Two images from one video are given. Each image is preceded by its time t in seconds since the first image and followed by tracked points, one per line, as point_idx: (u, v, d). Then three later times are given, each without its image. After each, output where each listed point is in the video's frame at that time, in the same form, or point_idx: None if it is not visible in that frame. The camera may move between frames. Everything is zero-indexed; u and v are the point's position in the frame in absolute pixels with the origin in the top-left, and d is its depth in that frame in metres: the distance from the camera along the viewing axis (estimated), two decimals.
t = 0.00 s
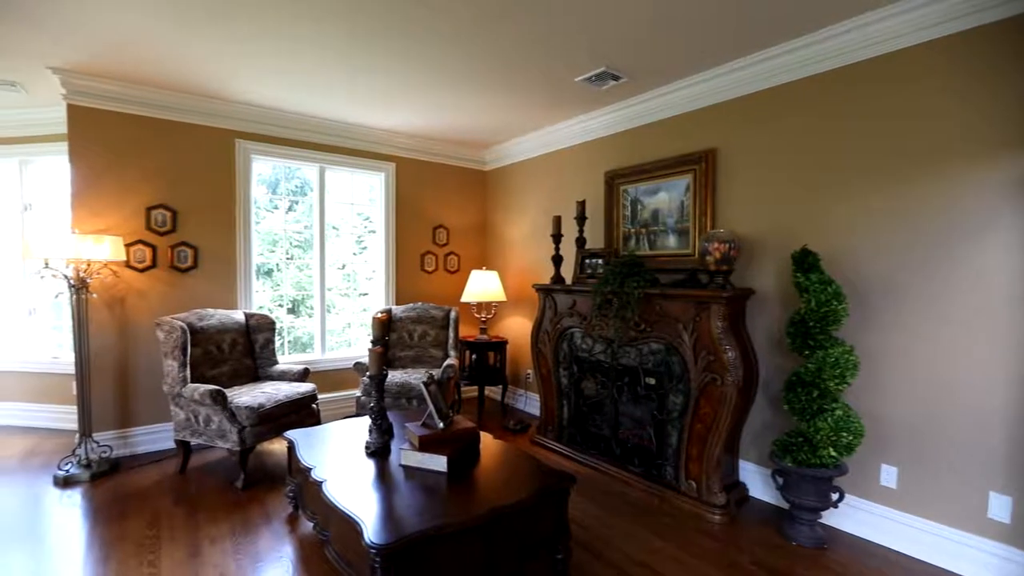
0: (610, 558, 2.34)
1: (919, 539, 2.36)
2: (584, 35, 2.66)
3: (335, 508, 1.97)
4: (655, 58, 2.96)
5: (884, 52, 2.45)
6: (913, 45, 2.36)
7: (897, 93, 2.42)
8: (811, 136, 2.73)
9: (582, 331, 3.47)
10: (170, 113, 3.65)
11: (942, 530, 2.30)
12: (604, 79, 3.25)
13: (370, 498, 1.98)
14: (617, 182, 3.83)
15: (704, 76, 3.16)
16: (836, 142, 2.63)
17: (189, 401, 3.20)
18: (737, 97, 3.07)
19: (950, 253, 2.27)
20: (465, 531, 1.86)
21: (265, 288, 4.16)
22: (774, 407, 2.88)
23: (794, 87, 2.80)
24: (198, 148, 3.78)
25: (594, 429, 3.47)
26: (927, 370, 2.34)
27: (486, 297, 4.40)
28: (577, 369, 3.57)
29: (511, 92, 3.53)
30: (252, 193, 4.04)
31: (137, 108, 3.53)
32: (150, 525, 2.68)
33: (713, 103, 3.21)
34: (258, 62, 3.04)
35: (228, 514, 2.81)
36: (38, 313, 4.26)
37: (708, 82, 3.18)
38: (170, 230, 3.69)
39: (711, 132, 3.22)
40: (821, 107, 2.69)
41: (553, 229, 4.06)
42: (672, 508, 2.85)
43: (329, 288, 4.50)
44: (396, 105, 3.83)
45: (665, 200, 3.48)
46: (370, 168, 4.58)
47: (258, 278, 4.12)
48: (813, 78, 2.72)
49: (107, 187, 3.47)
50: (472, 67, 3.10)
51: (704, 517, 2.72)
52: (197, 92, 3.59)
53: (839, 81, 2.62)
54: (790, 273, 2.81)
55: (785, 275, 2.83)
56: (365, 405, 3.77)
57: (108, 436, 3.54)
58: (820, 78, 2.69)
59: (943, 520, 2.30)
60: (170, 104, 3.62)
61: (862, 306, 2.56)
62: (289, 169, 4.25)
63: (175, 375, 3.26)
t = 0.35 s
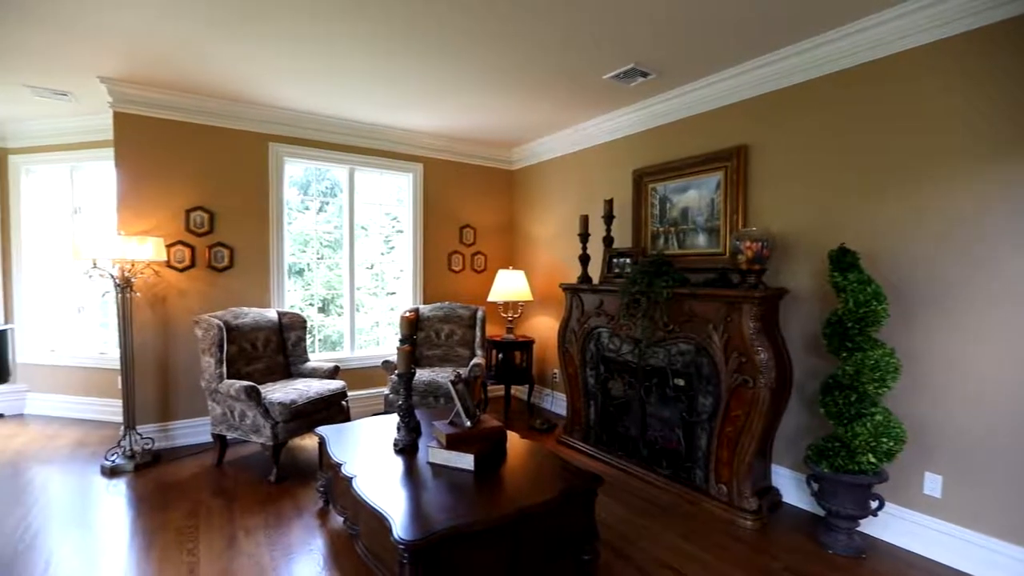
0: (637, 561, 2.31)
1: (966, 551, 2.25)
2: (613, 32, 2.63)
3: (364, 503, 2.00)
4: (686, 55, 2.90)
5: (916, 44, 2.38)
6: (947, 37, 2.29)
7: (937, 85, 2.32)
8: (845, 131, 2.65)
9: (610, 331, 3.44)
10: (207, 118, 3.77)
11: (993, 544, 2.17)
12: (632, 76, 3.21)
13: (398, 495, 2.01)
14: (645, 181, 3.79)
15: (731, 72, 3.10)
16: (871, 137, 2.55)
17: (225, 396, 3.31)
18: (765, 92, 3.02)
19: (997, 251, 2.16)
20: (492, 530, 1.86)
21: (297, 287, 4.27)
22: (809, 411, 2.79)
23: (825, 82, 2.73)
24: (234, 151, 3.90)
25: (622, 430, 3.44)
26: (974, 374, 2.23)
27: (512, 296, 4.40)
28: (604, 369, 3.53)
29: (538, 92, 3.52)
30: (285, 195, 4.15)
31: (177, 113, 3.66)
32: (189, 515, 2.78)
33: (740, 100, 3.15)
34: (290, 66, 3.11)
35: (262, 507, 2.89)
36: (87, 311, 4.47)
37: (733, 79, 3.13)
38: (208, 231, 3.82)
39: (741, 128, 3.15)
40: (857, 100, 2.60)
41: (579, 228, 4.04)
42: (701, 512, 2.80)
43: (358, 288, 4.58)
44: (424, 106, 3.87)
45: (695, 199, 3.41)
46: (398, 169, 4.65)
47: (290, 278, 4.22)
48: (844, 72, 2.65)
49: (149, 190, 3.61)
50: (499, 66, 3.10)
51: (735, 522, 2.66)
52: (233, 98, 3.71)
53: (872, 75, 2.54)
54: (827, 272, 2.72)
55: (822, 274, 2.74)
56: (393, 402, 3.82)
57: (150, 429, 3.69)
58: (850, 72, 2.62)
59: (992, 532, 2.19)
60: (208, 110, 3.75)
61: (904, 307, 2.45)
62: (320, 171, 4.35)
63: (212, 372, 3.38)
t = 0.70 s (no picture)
0: (661, 564, 2.28)
1: (1009, 563, 2.16)
2: (636, 28, 2.60)
3: (388, 501, 2.03)
4: (711, 51, 2.85)
5: (941, 39, 2.33)
6: (986, 27, 2.20)
7: (978, 75, 2.22)
8: (876, 126, 2.57)
9: (633, 331, 3.41)
10: (236, 122, 3.87)
11: None
12: (656, 73, 3.17)
13: (422, 493, 2.02)
14: (668, 179, 3.74)
15: (756, 68, 3.04)
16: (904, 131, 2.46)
17: (253, 393, 3.39)
18: (791, 88, 2.95)
19: None
20: (514, 530, 1.86)
21: (321, 287, 4.35)
22: (840, 414, 2.71)
23: (855, 77, 2.65)
24: (262, 154, 3.99)
25: (645, 431, 3.40)
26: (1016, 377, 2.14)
27: (534, 296, 4.40)
28: (627, 369, 3.50)
29: (560, 91, 3.50)
30: (310, 197, 4.23)
31: (208, 118, 3.76)
32: (220, 509, 2.86)
33: (764, 96, 3.10)
34: (315, 69, 3.15)
35: (289, 502, 2.95)
36: (123, 310, 4.62)
37: (757, 75, 3.08)
38: (237, 232, 3.92)
39: (768, 124, 3.08)
40: (888, 93, 2.52)
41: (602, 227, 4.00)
42: (727, 516, 2.75)
43: (381, 288, 4.64)
44: (446, 107, 3.89)
45: (720, 197, 3.35)
46: (421, 170, 4.69)
47: (315, 278, 4.30)
48: (866, 69, 2.61)
49: (181, 193, 3.72)
50: (521, 66, 3.09)
51: (762, 527, 2.61)
52: (261, 102, 3.79)
53: (905, 67, 2.46)
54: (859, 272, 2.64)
55: (854, 273, 2.65)
56: (416, 401, 3.86)
57: (183, 424, 3.81)
58: (873, 68, 2.58)
59: None
60: (237, 115, 3.84)
61: (941, 308, 2.36)
62: (344, 173, 4.42)
63: (241, 370, 3.46)
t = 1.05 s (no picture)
0: (689, 568, 2.25)
1: None
2: (663, 25, 2.56)
3: (415, 499, 2.05)
4: (742, 45, 2.79)
5: (947, 40, 2.35)
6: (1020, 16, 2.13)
7: (986, 74, 2.23)
8: (889, 125, 2.57)
9: (660, 332, 3.36)
10: (268, 126, 3.97)
11: None
12: (684, 69, 3.11)
13: (448, 491, 2.04)
14: (696, 177, 3.67)
15: (780, 64, 2.99)
16: (943, 124, 2.37)
17: (284, 391, 3.47)
18: (822, 82, 2.87)
19: None
20: (540, 530, 1.86)
21: (349, 287, 4.43)
22: (878, 418, 2.61)
23: (865, 77, 2.67)
24: (292, 157, 4.09)
25: (673, 432, 3.36)
26: None
27: (559, 296, 4.38)
28: (654, 370, 3.46)
29: (586, 89, 3.48)
30: (339, 198, 4.31)
31: (241, 123, 3.87)
32: (252, 502, 2.94)
33: (795, 91, 3.02)
34: (343, 73, 3.20)
35: (318, 498, 3.01)
36: (163, 309, 4.79)
37: (787, 69, 3.00)
38: (268, 234, 4.02)
39: (799, 119, 2.99)
40: (901, 93, 2.52)
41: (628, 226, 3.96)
42: (757, 521, 2.68)
43: (407, 288, 4.69)
44: (472, 108, 3.91)
45: (750, 194, 3.27)
46: (446, 171, 4.72)
47: (343, 278, 4.38)
48: (876, 69, 2.62)
49: (216, 195, 3.84)
50: (546, 65, 3.08)
51: (795, 533, 2.53)
52: (292, 106, 3.88)
53: (943, 58, 2.37)
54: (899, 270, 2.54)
55: (893, 272, 2.55)
56: (442, 400, 3.89)
57: (217, 420, 3.93)
58: (884, 68, 2.59)
59: None
60: (268, 119, 3.94)
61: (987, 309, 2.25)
62: (371, 174, 4.49)
63: (272, 367, 3.55)
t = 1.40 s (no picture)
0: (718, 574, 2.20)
1: None
2: (691, 21, 2.52)
3: (442, 497, 2.06)
4: (773, 40, 2.72)
5: (959, 40, 2.36)
6: None
7: (999, 74, 2.24)
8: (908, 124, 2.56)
9: (687, 332, 3.31)
10: (298, 130, 4.06)
11: None
12: (713, 65, 3.05)
13: (474, 490, 2.05)
14: (725, 174, 3.60)
15: (796, 65, 3.01)
16: (975, 119, 2.31)
17: (314, 389, 3.54)
18: (853, 77, 2.80)
19: None
20: (566, 532, 1.85)
21: (376, 287, 4.49)
22: (919, 423, 2.52)
23: (880, 77, 2.68)
24: (322, 160, 4.17)
25: (702, 435, 3.29)
26: None
27: (584, 296, 4.35)
28: (682, 371, 3.40)
29: (612, 87, 3.44)
30: (366, 200, 4.38)
31: (273, 127, 3.97)
32: (284, 497, 3.01)
33: (828, 85, 2.92)
34: (371, 77, 3.25)
35: (347, 494, 3.07)
36: (198, 309, 4.94)
37: (820, 63, 2.91)
38: (299, 235, 4.12)
39: (833, 114, 2.90)
40: (918, 93, 2.52)
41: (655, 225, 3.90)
42: (789, 527, 2.61)
43: (433, 288, 4.73)
44: (497, 109, 3.92)
45: (782, 191, 3.19)
46: (471, 171, 4.75)
47: (370, 278, 4.45)
48: (891, 69, 2.63)
49: (249, 198, 3.95)
50: (572, 65, 3.06)
51: (829, 541, 2.46)
52: (321, 110, 3.96)
53: (975, 51, 2.31)
54: (940, 269, 2.44)
55: (935, 271, 2.45)
56: (467, 400, 3.91)
57: (250, 416, 4.04)
58: (899, 68, 2.59)
59: None
60: (299, 123, 4.03)
61: None
62: (398, 176, 4.55)
63: (302, 366, 3.63)
